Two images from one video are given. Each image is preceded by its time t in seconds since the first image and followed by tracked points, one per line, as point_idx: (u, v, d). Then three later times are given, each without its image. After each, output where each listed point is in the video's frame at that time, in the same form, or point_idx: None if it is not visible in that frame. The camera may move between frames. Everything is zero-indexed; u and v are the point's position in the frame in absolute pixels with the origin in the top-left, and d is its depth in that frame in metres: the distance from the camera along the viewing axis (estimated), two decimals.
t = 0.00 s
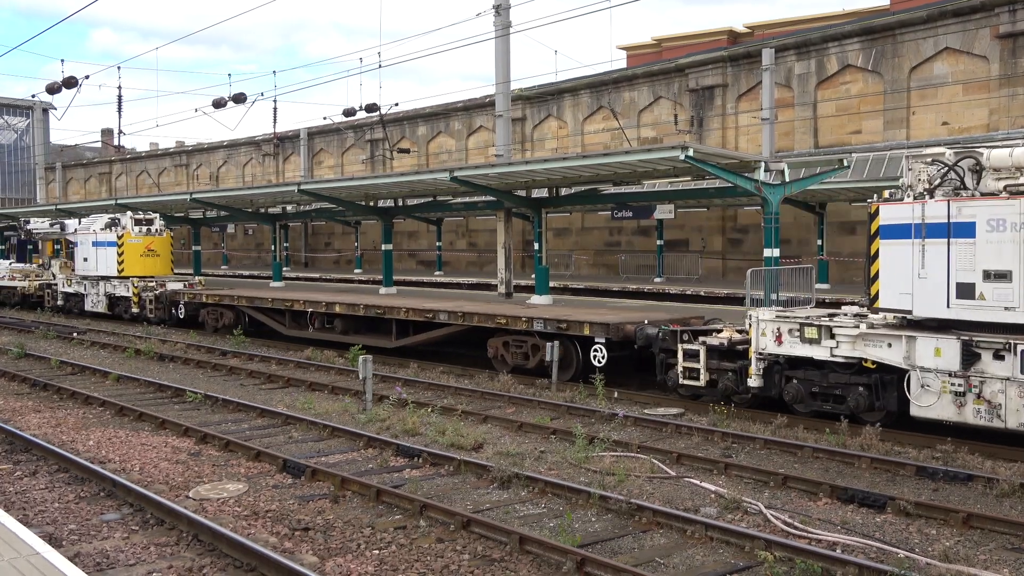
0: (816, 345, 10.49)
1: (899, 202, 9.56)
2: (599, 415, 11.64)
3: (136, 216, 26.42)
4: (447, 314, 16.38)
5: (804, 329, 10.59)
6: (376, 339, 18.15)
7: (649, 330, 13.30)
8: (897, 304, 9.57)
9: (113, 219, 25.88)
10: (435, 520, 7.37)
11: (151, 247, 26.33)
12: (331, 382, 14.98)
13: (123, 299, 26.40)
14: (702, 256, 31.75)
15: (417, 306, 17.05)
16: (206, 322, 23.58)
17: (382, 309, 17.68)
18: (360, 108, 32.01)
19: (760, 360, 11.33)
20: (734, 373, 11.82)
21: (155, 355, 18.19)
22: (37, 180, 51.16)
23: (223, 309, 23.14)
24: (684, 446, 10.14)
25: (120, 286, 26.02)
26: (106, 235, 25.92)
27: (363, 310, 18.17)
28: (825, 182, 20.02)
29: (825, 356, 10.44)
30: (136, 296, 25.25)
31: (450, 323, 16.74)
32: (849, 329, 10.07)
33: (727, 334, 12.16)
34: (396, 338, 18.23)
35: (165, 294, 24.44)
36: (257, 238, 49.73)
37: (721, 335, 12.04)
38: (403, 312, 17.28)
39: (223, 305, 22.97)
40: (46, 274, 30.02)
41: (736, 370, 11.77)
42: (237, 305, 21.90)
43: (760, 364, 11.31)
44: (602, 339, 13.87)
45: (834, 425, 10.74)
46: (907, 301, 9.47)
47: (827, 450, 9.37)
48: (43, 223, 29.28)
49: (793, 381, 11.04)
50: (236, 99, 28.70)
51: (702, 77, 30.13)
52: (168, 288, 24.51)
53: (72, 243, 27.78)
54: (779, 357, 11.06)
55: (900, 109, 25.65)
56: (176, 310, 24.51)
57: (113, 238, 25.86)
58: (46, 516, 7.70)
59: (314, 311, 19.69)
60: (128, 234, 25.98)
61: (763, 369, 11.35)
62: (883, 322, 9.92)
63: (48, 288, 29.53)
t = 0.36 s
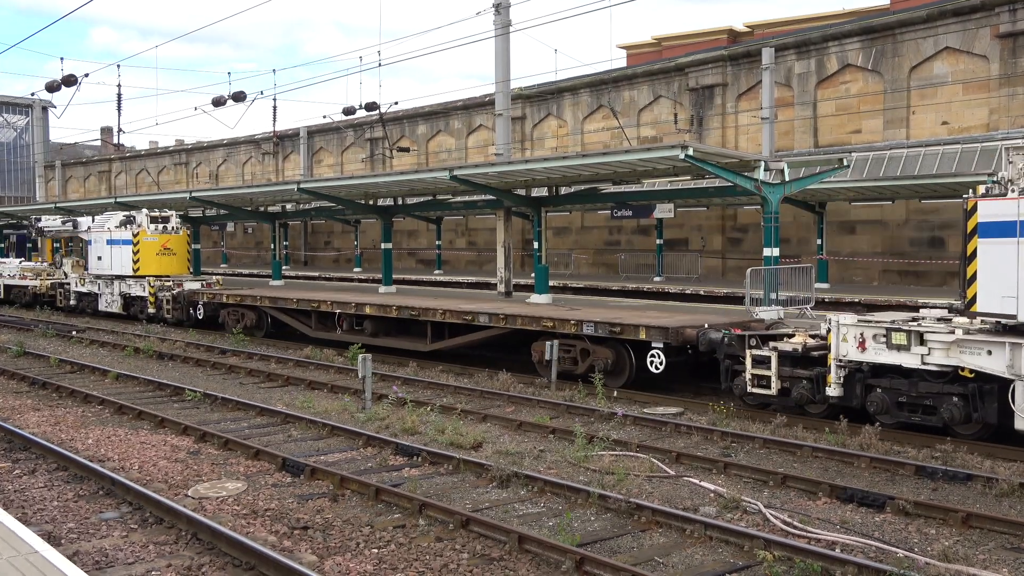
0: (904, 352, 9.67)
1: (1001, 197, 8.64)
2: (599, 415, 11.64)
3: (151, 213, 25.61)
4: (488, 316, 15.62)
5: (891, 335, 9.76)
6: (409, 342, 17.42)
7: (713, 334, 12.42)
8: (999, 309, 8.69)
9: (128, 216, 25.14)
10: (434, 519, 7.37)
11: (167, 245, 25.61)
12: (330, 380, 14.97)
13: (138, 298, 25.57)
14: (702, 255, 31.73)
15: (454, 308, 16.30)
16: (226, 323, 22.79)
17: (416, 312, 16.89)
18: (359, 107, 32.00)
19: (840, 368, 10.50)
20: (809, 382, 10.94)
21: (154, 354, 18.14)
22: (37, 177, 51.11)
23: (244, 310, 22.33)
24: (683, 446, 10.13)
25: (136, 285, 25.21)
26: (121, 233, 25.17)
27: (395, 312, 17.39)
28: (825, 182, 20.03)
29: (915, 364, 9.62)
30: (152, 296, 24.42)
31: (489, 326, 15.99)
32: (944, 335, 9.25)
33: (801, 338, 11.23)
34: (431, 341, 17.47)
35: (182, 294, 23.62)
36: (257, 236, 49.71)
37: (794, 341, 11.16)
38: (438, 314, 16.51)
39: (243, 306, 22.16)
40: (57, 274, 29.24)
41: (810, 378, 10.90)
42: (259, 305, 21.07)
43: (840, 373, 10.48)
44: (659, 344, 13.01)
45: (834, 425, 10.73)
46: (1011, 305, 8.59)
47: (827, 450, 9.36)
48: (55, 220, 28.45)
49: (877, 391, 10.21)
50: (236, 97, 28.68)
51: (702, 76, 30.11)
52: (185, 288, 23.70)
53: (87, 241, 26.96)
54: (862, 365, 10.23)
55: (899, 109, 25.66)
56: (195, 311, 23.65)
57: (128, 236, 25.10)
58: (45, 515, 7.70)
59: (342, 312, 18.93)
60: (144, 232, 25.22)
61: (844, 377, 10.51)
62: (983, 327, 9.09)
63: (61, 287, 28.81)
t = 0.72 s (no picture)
0: (1007, 358, 8.91)
1: None
2: (598, 413, 11.65)
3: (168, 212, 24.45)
4: (533, 319, 14.68)
5: (993, 341, 8.97)
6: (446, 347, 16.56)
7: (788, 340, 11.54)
8: None
9: (144, 215, 24.00)
10: (434, 519, 7.37)
11: (184, 245, 24.46)
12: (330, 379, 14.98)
13: (155, 299, 24.52)
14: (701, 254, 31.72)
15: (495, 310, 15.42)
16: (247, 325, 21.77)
17: (455, 315, 16.01)
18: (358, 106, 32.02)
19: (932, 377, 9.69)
20: (897, 390, 10.16)
21: (154, 354, 18.13)
22: (35, 178, 51.12)
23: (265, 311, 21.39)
24: (683, 444, 10.14)
25: (152, 286, 24.13)
26: (136, 232, 24.01)
27: (431, 315, 16.51)
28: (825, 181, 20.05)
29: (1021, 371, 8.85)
30: (169, 297, 23.37)
31: (534, 329, 15.09)
32: None
33: (885, 342, 10.48)
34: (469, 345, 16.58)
35: (201, 295, 22.64)
36: (256, 236, 49.73)
37: (878, 345, 10.42)
38: (478, 317, 15.65)
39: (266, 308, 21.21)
40: (69, 274, 28.31)
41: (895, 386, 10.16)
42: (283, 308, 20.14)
43: (931, 383, 9.69)
44: (726, 349, 12.13)
45: (833, 424, 10.74)
46: None
47: (826, 448, 9.37)
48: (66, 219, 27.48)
49: (974, 401, 9.43)
50: (235, 97, 28.68)
51: (701, 75, 30.12)
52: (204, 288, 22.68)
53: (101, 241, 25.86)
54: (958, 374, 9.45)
55: (898, 107, 25.66)
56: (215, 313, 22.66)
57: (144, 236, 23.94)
58: (45, 515, 7.70)
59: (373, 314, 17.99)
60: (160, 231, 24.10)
61: (937, 386, 9.70)
62: None
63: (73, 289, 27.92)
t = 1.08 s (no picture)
0: None
1: None
2: (598, 413, 11.65)
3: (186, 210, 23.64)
4: (584, 323, 13.96)
5: None
6: (487, 351, 15.88)
7: (875, 348, 10.69)
8: None
9: (161, 213, 23.19)
10: (433, 518, 7.37)
11: (202, 245, 23.70)
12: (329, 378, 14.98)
13: (173, 300, 23.70)
14: (701, 254, 31.72)
15: (542, 313, 14.76)
16: (272, 328, 20.97)
17: (498, 318, 15.35)
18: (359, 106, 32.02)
19: None
20: (1000, 402, 9.33)
21: (153, 354, 18.09)
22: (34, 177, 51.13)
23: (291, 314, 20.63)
24: (683, 444, 10.13)
25: (170, 287, 23.33)
26: (153, 231, 23.20)
27: (471, 318, 15.83)
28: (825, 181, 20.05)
29: None
30: (188, 298, 22.53)
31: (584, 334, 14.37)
32: None
33: (983, 350, 9.60)
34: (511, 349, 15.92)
35: (222, 296, 21.92)
36: (256, 235, 49.74)
37: (977, 354, 9.55)
38: (523, 321, 14.99)
39: (291, 309, 20.46)
40: (83, 274, 27.58)
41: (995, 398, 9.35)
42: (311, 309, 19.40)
43: None
44: (801, 357, 11.39)
45: (832, 424, 10.74)
46: None
47: (825, 448, 9.37)
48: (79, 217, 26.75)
49: None
50: (235, 96, 28.67)
51: (701, 74, 30.11)
52: (224, 289, 21.96)
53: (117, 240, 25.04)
54: None
55: (897, 107, 25.65)
56: (236, 315, 21.94)
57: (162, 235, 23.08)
58: (45, 514, 7.69)
59: (409, 317, 17.26)
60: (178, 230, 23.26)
61: None
62: None
63: (85, 289, 27.19)
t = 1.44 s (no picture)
0: None
1: None
2: (598, 413, 11.65)
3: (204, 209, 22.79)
4: (641, 328, 12.96)
5: None
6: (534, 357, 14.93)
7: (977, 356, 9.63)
8: None
9: (179, 212, 22.35)
10: (433, 518, 7.38)
11: (222, 244, 22.77)
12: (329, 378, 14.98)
13: (191, 302, 22.88)
14: (701, 254, 31.72)
15: (594, 317, 13.81)
16: (298, 332, 20.12)
17: (546, 322, 14.42)
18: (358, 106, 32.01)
19: None
20: None
21: (153, 354, 18.08)
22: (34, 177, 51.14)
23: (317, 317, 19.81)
24: (682, 444, 10.13)
25: (189, 288, 22.46)
26: (170, 230, 22.29)
27: (516, 322, 14.90)
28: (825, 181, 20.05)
29: None
30: (208, 300, 21.79)
31: (640, 340, 13.39)
32: None
33: None
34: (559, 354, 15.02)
35: (244, 298, 21.16)
36: (255, 235, 49.75)
37: None
38: (572, 325, 14.04)
39: (319, 311, 19.70)
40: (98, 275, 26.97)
41: None
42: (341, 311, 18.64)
43: None
44: (891, 367, 10.37)
45: (832, 424, 10.74)
46: None
47: (825, 448, 9.37)
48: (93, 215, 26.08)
49: None
50: (235, 96, 28.66)
51: (701, 74, 30.12)
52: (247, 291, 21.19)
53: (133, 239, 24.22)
54: None
55: (897, 107, 25.65)
56: (260, 317, 21.18)
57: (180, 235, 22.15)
58: (44, 514, 7.69)
59: (446, 320, 16.38)
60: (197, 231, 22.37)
61: None
62: None
63: (101, 290, 26.55)
